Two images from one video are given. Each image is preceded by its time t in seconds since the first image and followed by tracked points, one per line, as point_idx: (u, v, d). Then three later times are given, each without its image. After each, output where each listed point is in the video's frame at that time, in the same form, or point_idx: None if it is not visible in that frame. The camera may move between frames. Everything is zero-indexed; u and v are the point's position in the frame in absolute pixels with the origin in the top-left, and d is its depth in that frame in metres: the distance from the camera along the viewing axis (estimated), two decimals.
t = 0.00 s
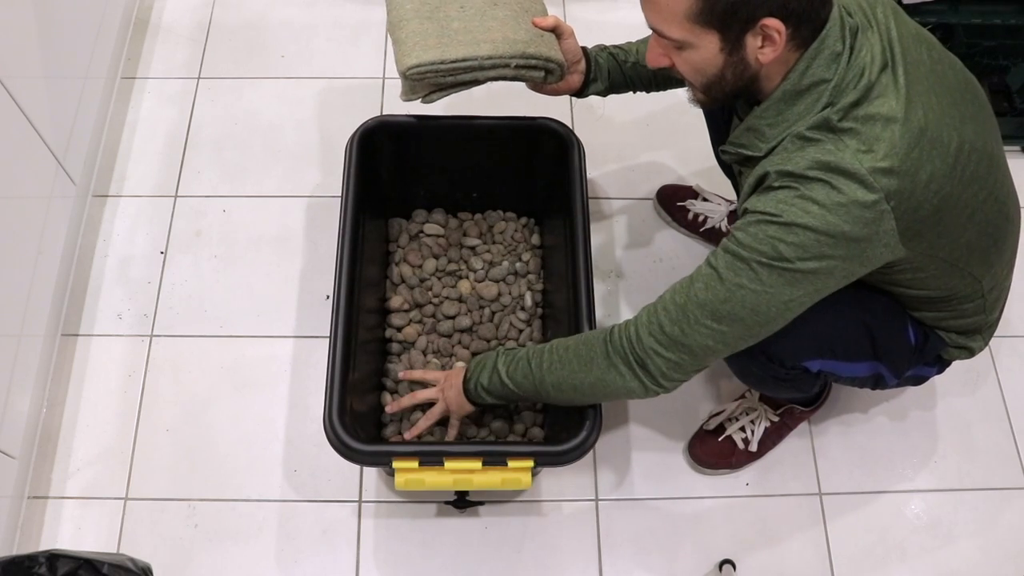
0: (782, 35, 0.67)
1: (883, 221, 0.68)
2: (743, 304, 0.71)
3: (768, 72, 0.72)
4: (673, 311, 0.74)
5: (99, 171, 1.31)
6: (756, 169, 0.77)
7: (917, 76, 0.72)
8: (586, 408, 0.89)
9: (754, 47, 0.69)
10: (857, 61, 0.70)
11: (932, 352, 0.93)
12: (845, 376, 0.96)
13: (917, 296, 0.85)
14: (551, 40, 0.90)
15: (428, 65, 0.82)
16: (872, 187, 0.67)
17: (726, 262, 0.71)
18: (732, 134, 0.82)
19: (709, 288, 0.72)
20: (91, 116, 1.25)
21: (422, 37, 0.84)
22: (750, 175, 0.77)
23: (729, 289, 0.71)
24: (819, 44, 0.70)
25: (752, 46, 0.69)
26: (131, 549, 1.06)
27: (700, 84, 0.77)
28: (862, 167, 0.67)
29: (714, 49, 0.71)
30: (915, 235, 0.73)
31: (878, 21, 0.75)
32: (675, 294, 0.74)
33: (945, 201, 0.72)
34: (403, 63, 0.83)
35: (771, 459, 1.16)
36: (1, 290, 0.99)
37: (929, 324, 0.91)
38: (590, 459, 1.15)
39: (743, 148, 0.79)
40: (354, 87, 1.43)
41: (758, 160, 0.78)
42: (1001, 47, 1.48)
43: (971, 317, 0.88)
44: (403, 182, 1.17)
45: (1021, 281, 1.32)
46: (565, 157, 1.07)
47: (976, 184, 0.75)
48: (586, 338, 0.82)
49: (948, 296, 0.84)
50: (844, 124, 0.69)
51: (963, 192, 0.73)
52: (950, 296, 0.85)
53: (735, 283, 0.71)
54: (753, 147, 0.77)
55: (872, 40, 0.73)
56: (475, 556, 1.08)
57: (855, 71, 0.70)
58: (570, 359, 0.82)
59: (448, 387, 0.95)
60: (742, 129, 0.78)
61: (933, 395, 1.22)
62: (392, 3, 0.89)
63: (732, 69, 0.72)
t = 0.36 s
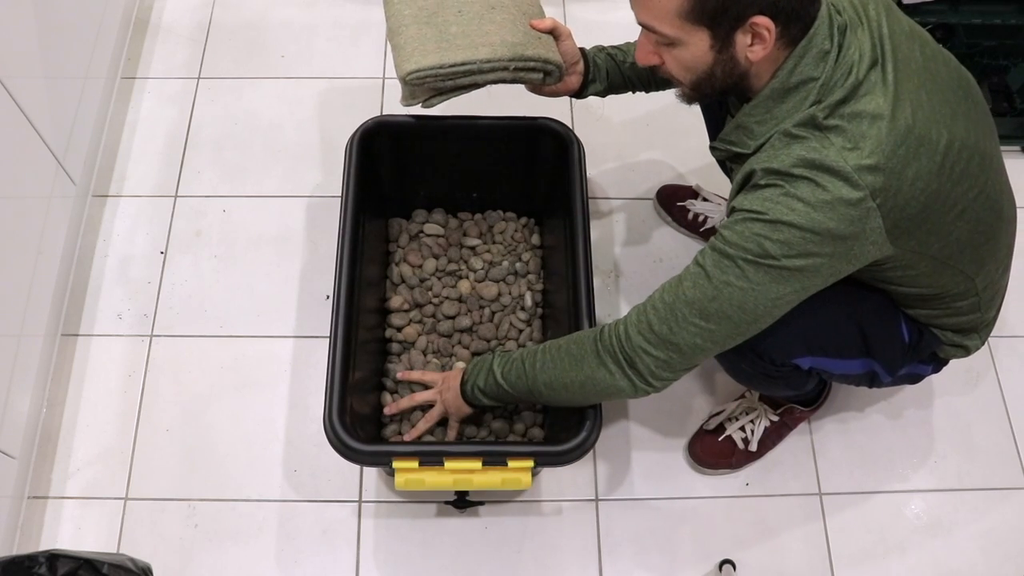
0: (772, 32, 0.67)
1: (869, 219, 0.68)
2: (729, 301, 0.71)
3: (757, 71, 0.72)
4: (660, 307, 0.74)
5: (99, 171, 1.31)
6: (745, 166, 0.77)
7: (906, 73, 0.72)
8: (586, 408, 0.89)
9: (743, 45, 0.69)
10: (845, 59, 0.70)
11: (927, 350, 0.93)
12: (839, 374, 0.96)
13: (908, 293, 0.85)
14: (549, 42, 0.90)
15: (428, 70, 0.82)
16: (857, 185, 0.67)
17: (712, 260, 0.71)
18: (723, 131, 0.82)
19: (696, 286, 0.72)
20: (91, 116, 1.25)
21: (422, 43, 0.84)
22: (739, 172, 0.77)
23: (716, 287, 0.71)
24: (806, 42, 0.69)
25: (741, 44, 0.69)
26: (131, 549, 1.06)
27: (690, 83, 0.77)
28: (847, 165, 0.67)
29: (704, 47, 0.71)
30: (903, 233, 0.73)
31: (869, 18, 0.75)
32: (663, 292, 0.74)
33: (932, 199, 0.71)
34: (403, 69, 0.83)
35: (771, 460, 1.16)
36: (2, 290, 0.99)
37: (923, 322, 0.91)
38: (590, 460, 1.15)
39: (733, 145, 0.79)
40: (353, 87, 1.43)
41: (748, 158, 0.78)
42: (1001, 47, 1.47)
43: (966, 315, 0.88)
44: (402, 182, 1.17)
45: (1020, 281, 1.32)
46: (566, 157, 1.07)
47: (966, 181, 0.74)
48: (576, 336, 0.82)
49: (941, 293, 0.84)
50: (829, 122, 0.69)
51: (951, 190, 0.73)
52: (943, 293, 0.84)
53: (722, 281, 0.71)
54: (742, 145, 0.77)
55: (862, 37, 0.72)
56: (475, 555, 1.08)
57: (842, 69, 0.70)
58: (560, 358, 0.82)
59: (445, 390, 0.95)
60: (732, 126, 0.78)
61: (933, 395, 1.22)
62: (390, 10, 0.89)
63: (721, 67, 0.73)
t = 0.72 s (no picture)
0: (769, 29, 0.67)
1: (863, 216, 0.68)
2: (723, 300, 0.71)
3: (754, 69, 0.73)
4: (655, 305, 0.74)
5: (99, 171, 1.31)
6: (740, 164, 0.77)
7: (902, 71, 0.72)
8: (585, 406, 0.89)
9: (740, 43, 0.70)
10: (840, 56, 0.70)
11: (925, 348, 0.92)
12: (836, 372, 0.97)
13: (904, 290, 0.85)
14: (549, 42, 0.91)
15: (429, 71, 0.82)
16: (850, 182, 0.67)
17: (707, 258, 0.71)
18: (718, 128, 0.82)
19: (691, 284, 0.72)
20: (91, 116, 1.25)
21: (422, 44, 0.84)
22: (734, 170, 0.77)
23: (710, 285, 0.71)
24: (801, 40, 0.70)
25: (739, 41, 0.69)
26: (131, 549, 1.06)
27: (687, 83, 0.77)
28: (841, 162, 0.67)
29: (701, 47, 0.71)
30: (899, 230, 0.73)
31: (865, 16, 0.75)
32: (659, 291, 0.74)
33: (927, 196, 0.71)
34: (404, 70, 0.83)
35: (771, 460, 1.16)
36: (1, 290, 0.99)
37: (920, 319, 0.91)
38: (590, 459, 1.15)
39: (728, 142, 0.79)
40: (353, 87, 1.43)
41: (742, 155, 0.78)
42: (1001, 47, 1.48)
43: (963, 312, 0.88)
44: (402, 183, 1.17)
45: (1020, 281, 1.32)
46: (566, 157, 1.07)
47: (962, 178, 0.74)
48: (572, 335, 0.82)
49: (938, 290, 0.84)
50: (823, 119, 0.69)
51: (947, 187, 0.73)
52: (939, 290, 0.84)
53: (717, 279, 0.71)
54: (737, 142, 0.77)
55: (856, 35, 0.72)
56: (475, 555, 1.08)
57: (837, 67, 0.70)
58: (555, 356, 0.82)
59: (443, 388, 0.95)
60: (727, 124, 0.78)
61: (933, 395, 1.22)
62: (389, 11, 0.89)
63: (718, 65, 0.73)
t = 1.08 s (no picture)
0: (778, 28, 0.68)
1: (866, 217, 0.68)
2: (726, 302, 0.71)
3: (761, 69, 0.73)
4: (658, 306, 0.74)
5: (99, 171, 1.31)
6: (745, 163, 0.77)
7: (907, 70, 0.72)
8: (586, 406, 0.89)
9: (748, 42, 0.70)
10: (846, 56, 0.70)
11: (925, 348, 0.92)
12: (836, 372, 0.97)
13: (906, 289, 0.85)
14: (551, 42, 0.91)
15: (431, 71, 0.82)
16: (855, 183, 0.67)
17: (710, 259, 0.71)
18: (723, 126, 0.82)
19: (694, 286, 0.72)
20: (91, 116, 1.25)
21: (423, 44, 0.84)
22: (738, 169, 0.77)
23: (713, 287, 0.71)
24: (810, 39, 0.69)
25: (747, 40, 0.70)
26: (131, 549, 1.06)
27: (694, 82, 0.77)
28: (845, 162, 0.67)
29: (709, 46, 0.71)
30: (901, 231, 0.73)
31: (870, 15, 0.75)
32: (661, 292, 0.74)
33: (931, 197, 0.71)
34: (406, 71, 0.83)
35: (771, 460, 1.16)
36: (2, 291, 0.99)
37: (921, 319, 0.91)
38: (590, 459, 1.15)
39: (733, 141, 0.79)
40: (354, 87, 1.43)
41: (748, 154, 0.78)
42: (1001, 47, 1.48)
43: (965, 313, 0.88)
44: (402, 182, 1.17)
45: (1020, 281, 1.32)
46: (565, 157, 1.07)
47: (966, 179, 0.74)
48: (574, 335, 0.82)
49: (940, 290, 0.84)
50: (828, 118, 0.69)
51: (950, 187, 0.73)
52: (941, 290, 0.84)
53: (720, 281, 0.71)
54: (743, 141, 0.78)
55: (863, 34, 0.72)
56: (475, 555, 1.08)
57: (844, 67, 0.70)
58: (558, 356, 0.82)
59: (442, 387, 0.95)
60: (732, 122, 0.78)
61: (933, 395, 1.22)
62: (390, 11, 0.89)
63: (726, 65, 0.73)
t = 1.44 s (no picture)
0: (789, 37, 0.67)
1: (874, 220, 0.68)
2: (732, 305, 0.71)
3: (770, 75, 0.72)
4: (664, 309, 0.74)
5: (99, 171, 1.31)
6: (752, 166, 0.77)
7: (915, 73, 0.72)
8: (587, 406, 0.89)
9: (758, 49, 0.69)
10: (855, 59, 0.70)
11: (927, 349, 0.92)
12: (838, 372, 0.97)
13: (909, 290, 0.85)
14: (554, 43, 0.91)
15: (434, 72, 0.82)
16: (862, 187, 0.67)
17: (717, 262, 0.71)
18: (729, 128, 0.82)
19: (701, 289, 0.72)
20: (91, 116, 1.25)
21: (425, 45, 0.84)
22: (746, 171, 0.77)
23: (720, 290, 0.71)
24: (819, 44, 0.69)
25: (757, 47, 0.69)
26: (131, 549, 1.06)
27: (702, 85, 0.77)
28: (853, 166, 0.67)
29: (719, 53, 0.71)
30: (907, 234, 0.73)
31: (877, 17, 0.75)
32: (667, 294, 0.74)
33: (937, 200, 0.71)
34: (409, 73, 0.83)
35: (771, 460, 1.16)
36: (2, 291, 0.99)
37: (924, 320, 0.91)
38: (590, 459, 1.15)
39: (741, 143, 0.79)
40: (354, 87, 1.43)
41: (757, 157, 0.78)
42: (1001, 47, 1.48)
43: (968, 314, 0.88)
44: (402, 182, 1.17)
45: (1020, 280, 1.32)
46: (565, 157, 1.07)
47: (971, 181, 0.74)
48: (580, 337, 0.82)
49: (944, 291, 0.84)
50: (837, 122, 0.69)
51: (956, 190, 0.73)
52: (946, 291, 0.84)
53: (726, 285, 0.71)
54: (751, 144, 0.78)
55: (870, 38, 0.72)
56: (475, 555, 1.08)
57: (853, 71, 0.70)
58: (562, 357, 0.82)
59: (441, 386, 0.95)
60: (739, 124, 0.78)
61: (933, 394, 1.22)
62: (392, 12, 0.89)
63: (735, 70, 0.72)
